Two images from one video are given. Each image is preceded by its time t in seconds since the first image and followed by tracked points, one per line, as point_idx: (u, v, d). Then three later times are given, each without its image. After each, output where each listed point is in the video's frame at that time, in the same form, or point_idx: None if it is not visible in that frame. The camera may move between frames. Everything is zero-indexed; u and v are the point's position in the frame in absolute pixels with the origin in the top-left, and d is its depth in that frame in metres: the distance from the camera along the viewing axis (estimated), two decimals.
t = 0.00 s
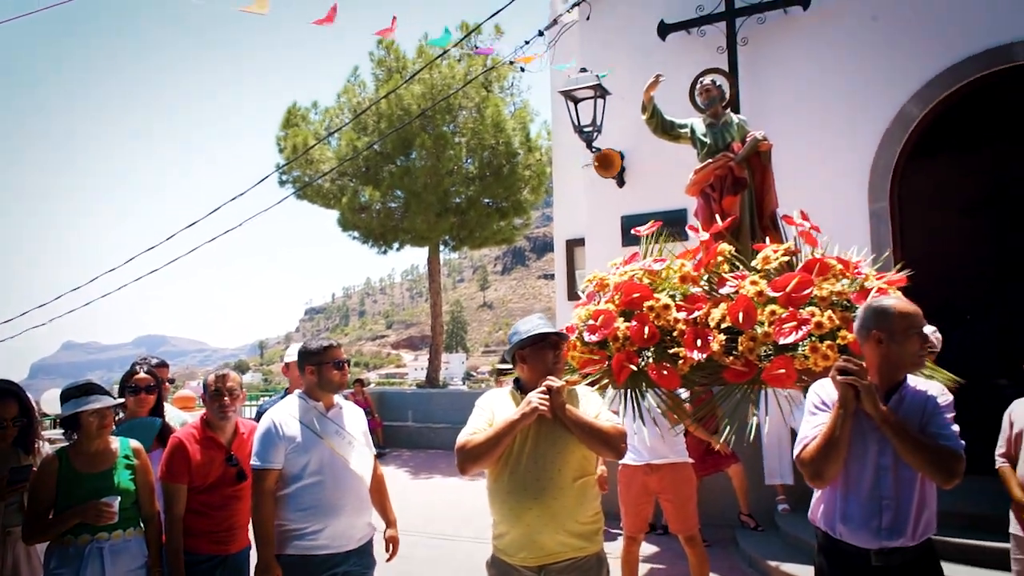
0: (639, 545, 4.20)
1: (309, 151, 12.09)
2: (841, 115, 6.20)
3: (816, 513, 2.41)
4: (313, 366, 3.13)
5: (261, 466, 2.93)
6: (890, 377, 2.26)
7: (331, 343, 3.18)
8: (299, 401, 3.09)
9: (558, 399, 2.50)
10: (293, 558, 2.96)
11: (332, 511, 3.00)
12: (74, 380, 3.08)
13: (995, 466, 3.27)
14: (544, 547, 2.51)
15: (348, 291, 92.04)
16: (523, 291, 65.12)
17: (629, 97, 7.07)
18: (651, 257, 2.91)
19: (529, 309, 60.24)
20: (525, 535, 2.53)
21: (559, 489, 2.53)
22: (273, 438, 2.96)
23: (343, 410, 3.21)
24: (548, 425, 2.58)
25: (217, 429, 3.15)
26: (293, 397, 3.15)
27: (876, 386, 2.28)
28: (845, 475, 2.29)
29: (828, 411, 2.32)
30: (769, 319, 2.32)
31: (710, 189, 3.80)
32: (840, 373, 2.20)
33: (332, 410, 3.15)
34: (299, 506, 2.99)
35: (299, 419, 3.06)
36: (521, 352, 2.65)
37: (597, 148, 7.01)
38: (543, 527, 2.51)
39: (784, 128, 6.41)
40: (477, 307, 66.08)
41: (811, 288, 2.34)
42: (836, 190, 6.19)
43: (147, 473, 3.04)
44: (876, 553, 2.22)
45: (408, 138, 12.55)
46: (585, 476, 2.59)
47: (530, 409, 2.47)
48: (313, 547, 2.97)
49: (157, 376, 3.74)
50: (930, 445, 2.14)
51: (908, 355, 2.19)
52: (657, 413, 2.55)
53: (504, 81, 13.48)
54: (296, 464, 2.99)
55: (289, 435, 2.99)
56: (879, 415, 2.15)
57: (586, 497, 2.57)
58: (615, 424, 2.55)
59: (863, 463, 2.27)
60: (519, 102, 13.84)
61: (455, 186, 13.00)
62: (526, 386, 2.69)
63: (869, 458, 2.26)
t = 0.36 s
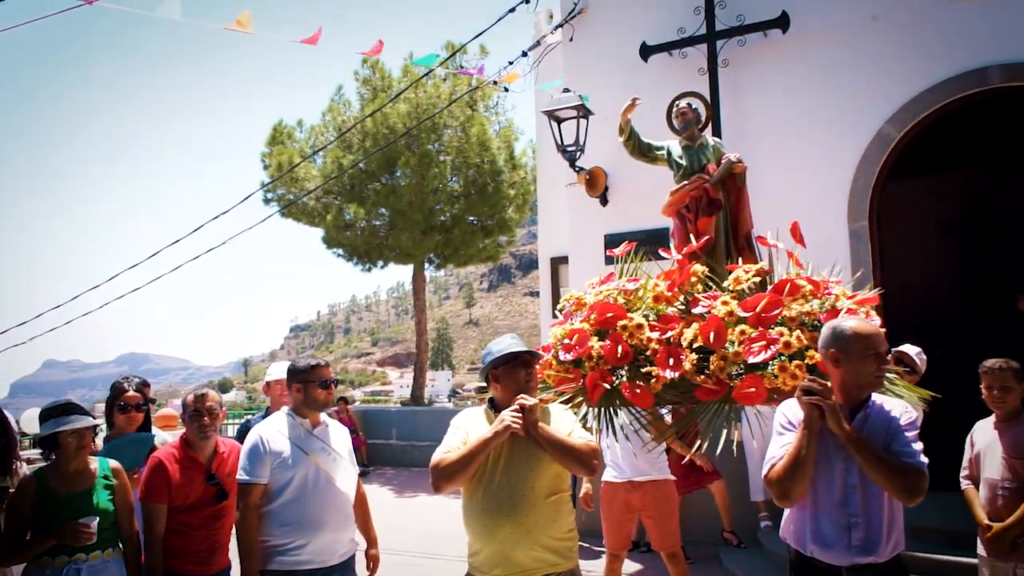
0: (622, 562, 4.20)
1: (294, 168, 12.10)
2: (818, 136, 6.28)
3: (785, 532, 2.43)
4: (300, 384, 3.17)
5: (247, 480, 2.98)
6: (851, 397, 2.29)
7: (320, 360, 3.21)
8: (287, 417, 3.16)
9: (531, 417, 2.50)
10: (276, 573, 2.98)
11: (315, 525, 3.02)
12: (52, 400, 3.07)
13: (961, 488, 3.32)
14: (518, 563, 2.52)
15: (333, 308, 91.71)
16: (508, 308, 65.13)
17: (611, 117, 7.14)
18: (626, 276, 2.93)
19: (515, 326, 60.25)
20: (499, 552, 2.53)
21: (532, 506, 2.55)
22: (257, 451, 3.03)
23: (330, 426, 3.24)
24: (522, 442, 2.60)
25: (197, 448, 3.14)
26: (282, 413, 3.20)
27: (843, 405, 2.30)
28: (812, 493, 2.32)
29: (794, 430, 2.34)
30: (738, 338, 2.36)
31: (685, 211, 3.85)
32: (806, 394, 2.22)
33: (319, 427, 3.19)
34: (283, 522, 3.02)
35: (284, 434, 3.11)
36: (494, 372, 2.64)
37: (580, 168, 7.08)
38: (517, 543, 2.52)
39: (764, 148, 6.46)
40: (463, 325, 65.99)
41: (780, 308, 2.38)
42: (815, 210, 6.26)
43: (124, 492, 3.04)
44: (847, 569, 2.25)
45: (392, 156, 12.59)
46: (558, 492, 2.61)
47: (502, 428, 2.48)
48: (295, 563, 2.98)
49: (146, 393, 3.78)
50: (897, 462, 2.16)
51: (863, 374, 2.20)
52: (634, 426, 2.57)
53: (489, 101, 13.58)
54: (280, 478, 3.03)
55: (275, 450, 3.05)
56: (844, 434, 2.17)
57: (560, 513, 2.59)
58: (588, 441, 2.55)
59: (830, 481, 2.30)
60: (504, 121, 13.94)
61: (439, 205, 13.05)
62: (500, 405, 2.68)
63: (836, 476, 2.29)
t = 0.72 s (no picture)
0: (607, 562, 4.24)
1: (280, 169, 12.04)
2: (803, 139, 6.32)
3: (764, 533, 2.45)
4: (290, 386, 3.16)
5: (235, 479, 3.00)
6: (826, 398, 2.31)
7: (310, 362, 3.20)
8: (276, 418, 3.16)
9: (514, 419, 2.51)
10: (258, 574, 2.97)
11: (298, 526, 3.02)
12: (32, 402, 3.04)
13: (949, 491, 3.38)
14: (498, 565, 2.52)
15: (319, 309, 91.37)
16: (495, 309, 65.11)
17: (597, 119, 7.16)
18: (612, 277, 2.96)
19: (502, 327, 60.23)
20: (480, 554, 2.53)
21: (513, 508, 2.55)
22: (245, 452, 3.04)
23: (318, 430, 3.23)
24: (504, 445, 2.61)
25: (178, 451, 3.12)
26: (272, 415, 3.19)
27: (816, 403, 2.32)
28: (789, 494, 2.34)
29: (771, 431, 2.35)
30: (719, 341, 2.38)
31: (668, 214, 3.86)
32: (783, 396, 2.23)
33: (307, 429, 3.19)
34: (266, 522, 3.02)
35: (271, 436, 3.10)
36: (476, 374, 2.64)
37: (567, 170, 7.09)
38: (497, 545, 2.52)
39: (748, 151, 6.50)
40: (449, 326, 65.90)
41: (761, 311, 2.40)
42: (798, 213, 6.30)
43: (105, 495, 3.02)
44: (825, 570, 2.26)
45: (379, 157, 12.57)
46: (539, 495, 2.62)
47: (484, 430, 2.48)
48: (277, 563, 2.98)
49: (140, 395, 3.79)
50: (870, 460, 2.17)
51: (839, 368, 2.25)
52: (619, 431, 2.56)
53: (476, 102, 13.59)
54: (265, 478, 3.03)
55: (262, 450, 3.05)
56: (818, 435, 2.19)
57: (540, 515, 2.60)
58: (570, 444, 2.56)
59: (807, 482, 2.31)
60: (490, 122, 13.94)
61: (426, 206, 13.03)
62: (483, 407, 2.69)
63: (812, 477, 2.31)
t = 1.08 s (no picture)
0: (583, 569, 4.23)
1: (255, 175, 11.95)
2: (778, 148, 6.39)
3: (750, 541, 2.47)
4: (264, 395, 3.13)
5: (211, 486, 2.98)
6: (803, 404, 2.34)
7: (285, 372, 3.17)
8: (255, 427, 3.13)
9: (496, 428, 2.51)
10: None
11: (273, 535, 2.99)
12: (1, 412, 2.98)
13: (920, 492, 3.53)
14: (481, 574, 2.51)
15: (293, 317, 90.63)
16: (470, 316, 65.04)
17: (573, 128, 7.19)
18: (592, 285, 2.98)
19: (477, 334, 60.16)
20: (462, 563, 2.52)
21: (498, 517, 2.55)
22: (219, 460, 3.02)
23: (297, 438, 3.20)
24: (486, 453, 2.60)
25: (149, 462, 3.08)
26: (249, 424, 3.16)
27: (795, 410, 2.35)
28: (773, 502, 2.36)
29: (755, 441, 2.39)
30: (699, 349, 2.40)
31: (647, 223, 3.88)
32: (765, 405, 2.24)
33: (286, 438, 3.15)
34: (241, 532, 2.99)
35: (247, 444, 3.07)
36: (458, 383, 2.62)
37: (543, 178, 7.11)
38: (481, 554, 2.52)
39: (724, 160, 6.56)
40: (424, 333, 65.67)
41: (740, 320, 2.43)
42: (772, 223, 6.36)
43: (76, 506, 2.97)
44: None
45: (354, 163, 12.52)
46: (523, 503, 2.62)
47: (467, 439, 2.47)
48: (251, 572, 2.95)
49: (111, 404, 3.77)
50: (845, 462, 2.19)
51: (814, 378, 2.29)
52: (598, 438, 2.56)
53: (452, 109, 13.61)
54: (241, 487, 3.00)
55: (238, 458, 3.03)
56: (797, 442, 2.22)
57: (523, 524, 2.59)
58: (553, 452, 2.57)
59: (790, 490, 2.34)
60: (466, 129, 13.97)
61: (401, 213, 13.00)
62: (465, 416, 2.66)
63: (795, 485, 2.33)
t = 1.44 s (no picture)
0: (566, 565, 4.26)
1: (232, 170, 11.83)
2: (759, 146, 6.43)
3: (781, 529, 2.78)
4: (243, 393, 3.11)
5: (192, 484, 2.95)
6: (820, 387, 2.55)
7: (262, 368, 3.15)
8: (236, 425, 3.11)
9: (490, 423, 2.51)
10: None
11: (258, 531, 2.98)
12: None
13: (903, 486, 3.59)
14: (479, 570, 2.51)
15: (268, 314, 89.92)
16: (447, 313, 64.91)
17: (555, 124, 7.20)
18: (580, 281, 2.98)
19: (454, 331, 60.08)
20: (461, 560, 2.52)
21: (495, 513, 2.55)
22: (201, 458, 2.99)
23: (280, 435, 3.19)
24: (481, 448, 2.61)
25: (130, 459, 3.05)
26: (231, 422, 3.14)
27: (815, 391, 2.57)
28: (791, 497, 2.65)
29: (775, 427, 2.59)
30: (692, 345, 2.41)
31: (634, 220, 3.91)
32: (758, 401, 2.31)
33: (267, 435, 3.14)
34: (224, 528, 2.97)
35: (228, 441, 3.05)
36: (447, 381, 2.65)
37: (524, 175, 7.11)
38: (480, 550, 2.52)
39: (705, 157, 6.60)
40: (401, 330, 65.45)
41: (732, 317, 2.45)
42: (751, 220, 6.42)
43: (56, 505, 2.93)
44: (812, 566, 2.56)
45: (333, 159, 12.44)
46: (520, 498, 2.62)
47: (462, 434, 2.48)
48: (234, 570, 2.93)
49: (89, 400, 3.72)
50: (813, 460, 2.42)
51: (836, 371, 2.49)
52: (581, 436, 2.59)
53: (431, 105, 13.57)
54: (223, 485, 2.99)
55: (218, 456, 3.01)
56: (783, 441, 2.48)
57: (518, 519, 2.60)
58: (546, 446, 2.58)
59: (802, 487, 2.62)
60: (446, 125, 13.94)
61: (380, 209, 12.94)
62: (456, 412, 2.67)
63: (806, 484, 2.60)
